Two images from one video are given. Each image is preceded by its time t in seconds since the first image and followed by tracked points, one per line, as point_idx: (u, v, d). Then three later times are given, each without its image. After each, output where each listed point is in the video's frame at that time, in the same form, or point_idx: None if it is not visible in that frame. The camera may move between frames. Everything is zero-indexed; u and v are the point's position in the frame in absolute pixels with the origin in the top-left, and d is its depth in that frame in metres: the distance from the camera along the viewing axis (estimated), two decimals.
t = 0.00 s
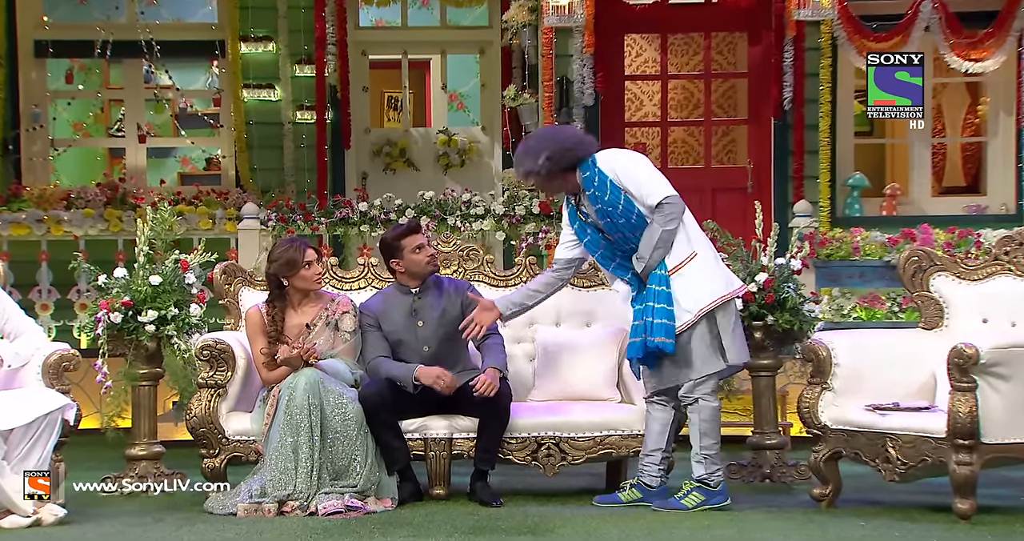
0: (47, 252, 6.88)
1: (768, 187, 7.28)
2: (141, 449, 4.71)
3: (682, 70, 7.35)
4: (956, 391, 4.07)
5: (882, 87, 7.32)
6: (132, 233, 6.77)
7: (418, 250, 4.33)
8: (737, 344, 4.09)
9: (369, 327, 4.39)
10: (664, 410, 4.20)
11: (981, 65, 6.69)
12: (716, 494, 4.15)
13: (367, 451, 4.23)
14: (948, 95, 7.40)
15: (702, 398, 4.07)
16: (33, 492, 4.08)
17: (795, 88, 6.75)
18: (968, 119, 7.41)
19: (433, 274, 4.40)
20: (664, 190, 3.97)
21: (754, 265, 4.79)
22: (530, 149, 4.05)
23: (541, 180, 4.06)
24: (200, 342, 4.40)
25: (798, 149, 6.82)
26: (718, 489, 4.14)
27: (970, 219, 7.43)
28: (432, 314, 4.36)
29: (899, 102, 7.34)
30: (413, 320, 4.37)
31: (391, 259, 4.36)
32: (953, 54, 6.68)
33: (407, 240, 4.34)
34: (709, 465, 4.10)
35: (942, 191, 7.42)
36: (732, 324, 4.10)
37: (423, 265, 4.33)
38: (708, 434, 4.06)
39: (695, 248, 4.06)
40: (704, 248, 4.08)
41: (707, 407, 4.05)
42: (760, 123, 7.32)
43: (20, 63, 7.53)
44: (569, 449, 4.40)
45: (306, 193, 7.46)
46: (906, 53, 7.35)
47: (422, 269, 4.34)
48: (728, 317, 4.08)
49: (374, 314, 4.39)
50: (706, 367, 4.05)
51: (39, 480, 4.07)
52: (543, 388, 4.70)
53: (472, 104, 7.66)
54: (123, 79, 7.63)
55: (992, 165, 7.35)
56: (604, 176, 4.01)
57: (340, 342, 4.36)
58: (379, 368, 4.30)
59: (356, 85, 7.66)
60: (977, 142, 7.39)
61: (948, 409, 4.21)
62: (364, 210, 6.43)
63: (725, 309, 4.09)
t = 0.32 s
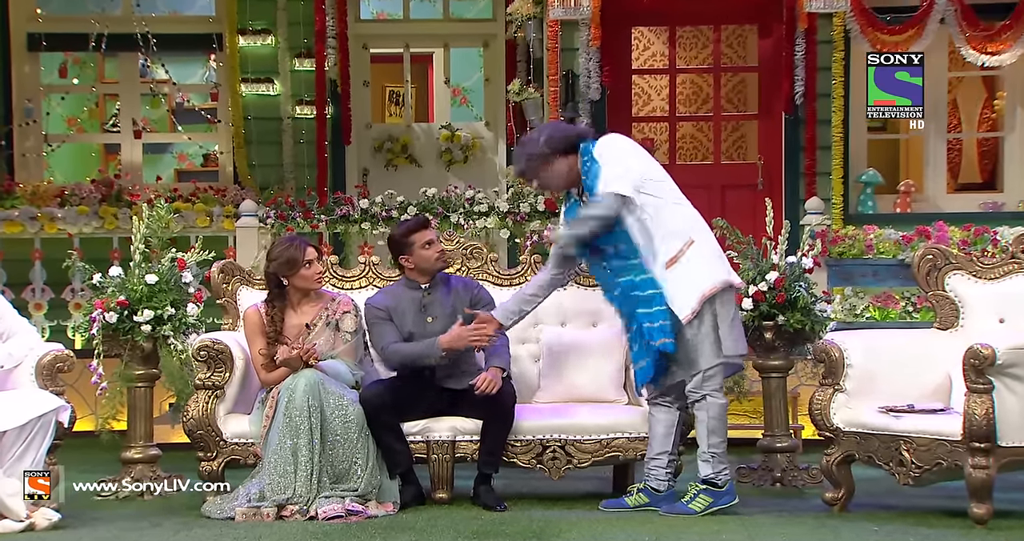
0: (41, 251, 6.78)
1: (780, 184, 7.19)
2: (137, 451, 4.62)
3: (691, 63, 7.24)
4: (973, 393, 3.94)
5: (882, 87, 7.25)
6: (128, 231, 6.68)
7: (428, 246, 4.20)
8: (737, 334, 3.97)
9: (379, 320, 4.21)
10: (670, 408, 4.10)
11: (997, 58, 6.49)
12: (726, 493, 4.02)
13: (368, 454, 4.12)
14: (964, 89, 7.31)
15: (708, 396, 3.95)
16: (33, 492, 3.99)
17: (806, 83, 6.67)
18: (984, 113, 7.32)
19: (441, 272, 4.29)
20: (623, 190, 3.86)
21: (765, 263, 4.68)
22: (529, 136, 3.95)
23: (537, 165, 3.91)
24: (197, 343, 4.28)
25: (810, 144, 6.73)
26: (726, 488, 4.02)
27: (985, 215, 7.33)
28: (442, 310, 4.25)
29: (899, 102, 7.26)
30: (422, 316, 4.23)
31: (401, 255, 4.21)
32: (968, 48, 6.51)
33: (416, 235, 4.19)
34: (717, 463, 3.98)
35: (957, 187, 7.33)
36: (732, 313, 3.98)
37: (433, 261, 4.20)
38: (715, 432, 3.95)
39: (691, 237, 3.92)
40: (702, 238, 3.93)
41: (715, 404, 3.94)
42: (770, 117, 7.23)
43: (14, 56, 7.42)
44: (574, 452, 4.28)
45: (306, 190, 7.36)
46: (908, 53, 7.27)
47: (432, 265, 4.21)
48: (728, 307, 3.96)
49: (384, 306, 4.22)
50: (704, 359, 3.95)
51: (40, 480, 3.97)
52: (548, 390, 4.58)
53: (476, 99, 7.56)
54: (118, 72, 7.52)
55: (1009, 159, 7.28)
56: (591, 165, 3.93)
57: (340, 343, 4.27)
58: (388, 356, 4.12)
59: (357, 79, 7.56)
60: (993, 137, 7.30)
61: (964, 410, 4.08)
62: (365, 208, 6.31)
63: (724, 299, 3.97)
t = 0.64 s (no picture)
0: (40, 248, 6.79)
1: (779, 181, 7.17)
2: (136, 449, 4.61)
3: (691, 60, 7.25)
4: (973, 390, 3.93)
5: (882, 87, 7.23)
6: (127, 228, 6.68)
7: (435, 242, 4.18)
8: (729, 331, 3.97)
9: (389, 313, 4.19)
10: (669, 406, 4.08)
11: (998, 55, 6.46)
12: (727, 491, 4.01)
13: (368, 452, 4.11)
14: (965, 86, 7.33)
15: (703, 394, 3.95)
16: (33, 491, 4.01)
17: (807, 80, 6.65)
18: (985, 110, 7.35)
19: (450, 268, 4.27)
20: (619, 194, 3.88)
21: (766, 260, 4.67)
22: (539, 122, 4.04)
23: (541, 154, 4.02)
24: (197, 340, 4.27)
25: (811, 141, 6.73)
26: (726, 486, 4.01)
27: (986, 212, 7.35)
28: (451, 306, 4.22)
29: (899, 102, 7.23)
30: (431, 310, 4.22)
31: (409, 251, 4.20)
32: (969, 44, 6.49)
33: (425, 231, 4.17)
34: (716, 462, 3.97)
35: (959, 183, 7.35)
36: (726, 312, 3.98)
37: (442, 256, 4.18)
38: (713, 429, 3.93)
39: (686, 235, 3.94)
40: (697, 237, 3.96)
41: (711, 402, 3.93)
42: (770, 114, 7.22)
43: (13, 53, 7.42)
44: (574, 449, 4.28)
45: (306, 186, 7.35)
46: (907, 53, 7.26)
47: (440, 260, 4.19)
48: (721, 304, 3.97)
49: (396, 299, 4.20)
50: (694, 357, 3.94)
51: (39, 481, 4.00)
52: (548, 388, 4.57)
53: (476, 95, 7.54)
54: (118, 69, 7.50)
55: (1010, 157, 7.31)
56: (586, 167, 3.99)
57: (339, 339, 4.26)
58: (401, 349, 4.10)
59: (357, 76, 7.54)
60: (994, 134, 7.34)
61: (964, 408, 4.07)
62: (365, 205, 6.30)
63: (718, 297, 3.97)
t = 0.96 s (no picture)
0: (41, 246, 6.80)
1: (779, 179, 7.17)
2: (136, 447, 4.60)
3: (691, 59, 7.24)
4: (973, 388, 3.93)
5: (882, 87, 7.23)
6: (127, 227, 6.69)
7: (440, 243, 4.17)
8: (734, 330, 3.96)
9: (390, 312, 4.19)
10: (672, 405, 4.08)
11: (998, 53, 6.47)
12: (727, 491, 4.01)
13: (368, 450, 4.11)
14: (965, 84, 7.32)
15: (703, 394, 3.96)
16: (33, 492, 4.00)
17: (807, 78, 6.65)
18: (985, 108, 7.35)
19: (453, 267, 4.27)
20: (615, 201, 3.88)
21: (765, 258, 4.67)
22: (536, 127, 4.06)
23: (540, 157, 4.03)
24: (197, 338, 4.27)
25: (810, 140, 6.72)
26: (726, 486, 4.01)
27: (986, 211, 7.35)
28: (452, 305, 4.22)
29: (900, 102, 7.24)
30: (432, 309, 4.22)
31: (413, 251, 4.21)
32: (969, 43, 6.50)
33: (430, 232, 4.16)
34: (716, 462, 3.97)
35: (958, 182, 7.35)
36: (730, 310, 3.97)
37: (447, 257, 4.17)
38: (714, 430, 3.94)
39: (684, 237, 3.96)
40: (696, 238, 3.96)
41: (713, 402, 3.94)
42: (770, 113, 7.22)
43: (12, 51, 7.42)
44: (574, 448, 4.28)
45: (306, 185, 7.36)
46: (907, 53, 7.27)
47: (445, 261, 4.19)
48: (723, 303, 3.96)
49: (397, 298, 4.20)
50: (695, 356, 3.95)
51: (38, 481, 4.00)
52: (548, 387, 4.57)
53: (476, 93, 7.54)
54: (118, 67, 7.50)
55: (1010, 155, 7.31)
56: (583, 174, 3.99)
57: (337, 337, 4.25)
58: (404, 348, 4.10)
59: (357, 75, 7.53)
60: (994, 132, 7.34)
61: (964, 406, 4.06)
62: (365, 203, 6.30)
63: (720, 297, 3.96)
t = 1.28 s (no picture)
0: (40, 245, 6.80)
1: (779, 177, 7.17)
2: (136, 445, 4.59)
3: (690, 58, 7.24)
4: (973, 387, 3.93)
5: (882, 87, 7.23)
6: (127, 225, 6.70)
7: (441, 245, 4.16)
8: (741, 327, 3.99)
9: (391, 311, 4.19)
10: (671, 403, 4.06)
11: (998, 52, 6.48)
12: (726, 490, 4.01)
13: (368, 449, 4.11)
14: (965, 83, 7.32)
15: (703, 394, 3.96)
16: (33, 492, 3.99)
17: (806, 77, 6.65)
18: (985, 107, 7.35)
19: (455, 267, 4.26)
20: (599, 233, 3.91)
21: (765, 257, 4.68)
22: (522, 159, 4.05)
23: (531, 185, 3.99)
24: (197, 337, 4.28)
25: (810, 138, 6.72)
26: (726, 485, 4.01)
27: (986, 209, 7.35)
28: (453, 304, 4.22)
29: (899, 102, 7.24)
30: (433, 308, 4.22)
31: (414, 251, 4.20)
32: (969, 41, 6.50)
33: (433, 233, 4.16)
34: (716, 462, 3.97)
35: (958, 181, 7.35)
36: (738, 307, 4.00)
37: (446, 259, 4.17)
38: (714, 429, 3.94)
39: (680, 244, 3.94)
40: (692, 244, 3.95)
41: (713, 402, 3.94)
42: (770, 111, 7.21)
43: (12, 51, 7.41)
44: (574, 446, 4.28)
45: (305, 183, 7.36)
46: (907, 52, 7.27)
47: (445, 263, 4.18)
48: (731, 302, 3.98)
49: (398, 297, 4.20)
50: (706, 353, 3.94)
51: (39, 481, 3.98)
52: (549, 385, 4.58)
53: (476, 92, 7.54)
54: (117, 66, 7.50)
55: (1010, 153, 7.31)
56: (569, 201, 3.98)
57: (337, 336, 4.25)
58: (404, 347, 4.10)
59: (357, 73, 7.52)
60: (994, 131, 7.34)
61: (964, 404, 4.07)
62: (365, 202, 6.29)
63: (726, 295, 3.98)
